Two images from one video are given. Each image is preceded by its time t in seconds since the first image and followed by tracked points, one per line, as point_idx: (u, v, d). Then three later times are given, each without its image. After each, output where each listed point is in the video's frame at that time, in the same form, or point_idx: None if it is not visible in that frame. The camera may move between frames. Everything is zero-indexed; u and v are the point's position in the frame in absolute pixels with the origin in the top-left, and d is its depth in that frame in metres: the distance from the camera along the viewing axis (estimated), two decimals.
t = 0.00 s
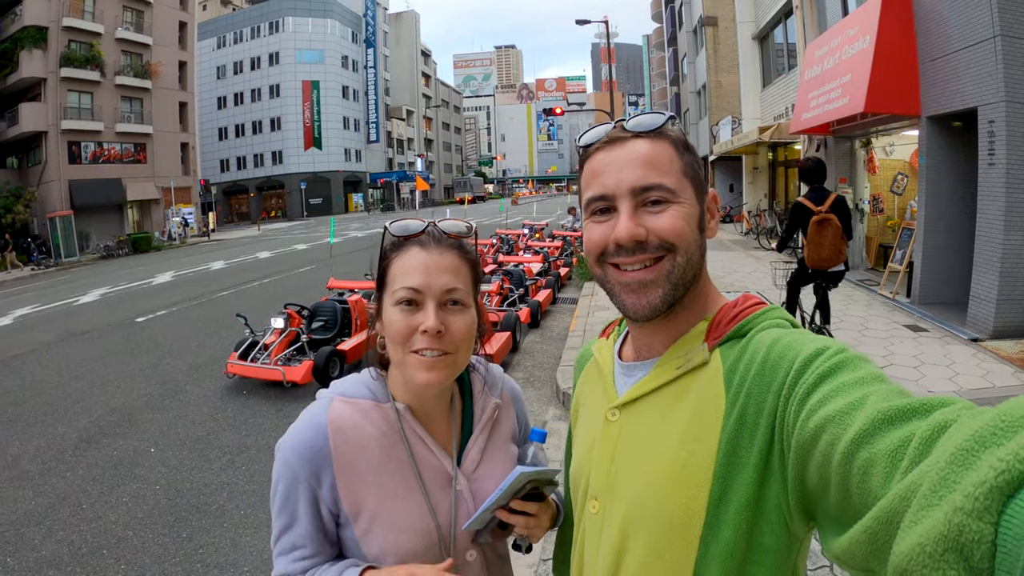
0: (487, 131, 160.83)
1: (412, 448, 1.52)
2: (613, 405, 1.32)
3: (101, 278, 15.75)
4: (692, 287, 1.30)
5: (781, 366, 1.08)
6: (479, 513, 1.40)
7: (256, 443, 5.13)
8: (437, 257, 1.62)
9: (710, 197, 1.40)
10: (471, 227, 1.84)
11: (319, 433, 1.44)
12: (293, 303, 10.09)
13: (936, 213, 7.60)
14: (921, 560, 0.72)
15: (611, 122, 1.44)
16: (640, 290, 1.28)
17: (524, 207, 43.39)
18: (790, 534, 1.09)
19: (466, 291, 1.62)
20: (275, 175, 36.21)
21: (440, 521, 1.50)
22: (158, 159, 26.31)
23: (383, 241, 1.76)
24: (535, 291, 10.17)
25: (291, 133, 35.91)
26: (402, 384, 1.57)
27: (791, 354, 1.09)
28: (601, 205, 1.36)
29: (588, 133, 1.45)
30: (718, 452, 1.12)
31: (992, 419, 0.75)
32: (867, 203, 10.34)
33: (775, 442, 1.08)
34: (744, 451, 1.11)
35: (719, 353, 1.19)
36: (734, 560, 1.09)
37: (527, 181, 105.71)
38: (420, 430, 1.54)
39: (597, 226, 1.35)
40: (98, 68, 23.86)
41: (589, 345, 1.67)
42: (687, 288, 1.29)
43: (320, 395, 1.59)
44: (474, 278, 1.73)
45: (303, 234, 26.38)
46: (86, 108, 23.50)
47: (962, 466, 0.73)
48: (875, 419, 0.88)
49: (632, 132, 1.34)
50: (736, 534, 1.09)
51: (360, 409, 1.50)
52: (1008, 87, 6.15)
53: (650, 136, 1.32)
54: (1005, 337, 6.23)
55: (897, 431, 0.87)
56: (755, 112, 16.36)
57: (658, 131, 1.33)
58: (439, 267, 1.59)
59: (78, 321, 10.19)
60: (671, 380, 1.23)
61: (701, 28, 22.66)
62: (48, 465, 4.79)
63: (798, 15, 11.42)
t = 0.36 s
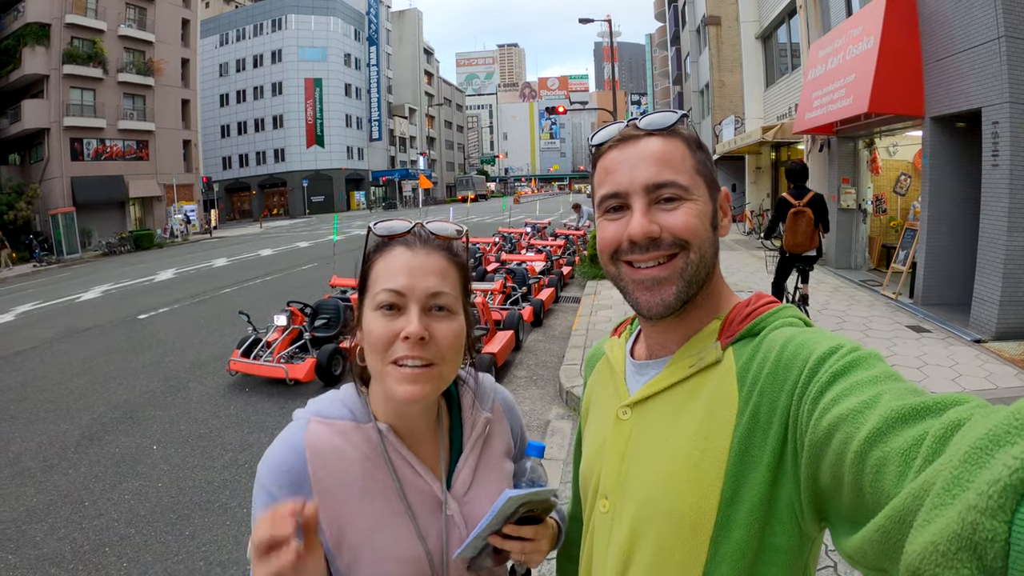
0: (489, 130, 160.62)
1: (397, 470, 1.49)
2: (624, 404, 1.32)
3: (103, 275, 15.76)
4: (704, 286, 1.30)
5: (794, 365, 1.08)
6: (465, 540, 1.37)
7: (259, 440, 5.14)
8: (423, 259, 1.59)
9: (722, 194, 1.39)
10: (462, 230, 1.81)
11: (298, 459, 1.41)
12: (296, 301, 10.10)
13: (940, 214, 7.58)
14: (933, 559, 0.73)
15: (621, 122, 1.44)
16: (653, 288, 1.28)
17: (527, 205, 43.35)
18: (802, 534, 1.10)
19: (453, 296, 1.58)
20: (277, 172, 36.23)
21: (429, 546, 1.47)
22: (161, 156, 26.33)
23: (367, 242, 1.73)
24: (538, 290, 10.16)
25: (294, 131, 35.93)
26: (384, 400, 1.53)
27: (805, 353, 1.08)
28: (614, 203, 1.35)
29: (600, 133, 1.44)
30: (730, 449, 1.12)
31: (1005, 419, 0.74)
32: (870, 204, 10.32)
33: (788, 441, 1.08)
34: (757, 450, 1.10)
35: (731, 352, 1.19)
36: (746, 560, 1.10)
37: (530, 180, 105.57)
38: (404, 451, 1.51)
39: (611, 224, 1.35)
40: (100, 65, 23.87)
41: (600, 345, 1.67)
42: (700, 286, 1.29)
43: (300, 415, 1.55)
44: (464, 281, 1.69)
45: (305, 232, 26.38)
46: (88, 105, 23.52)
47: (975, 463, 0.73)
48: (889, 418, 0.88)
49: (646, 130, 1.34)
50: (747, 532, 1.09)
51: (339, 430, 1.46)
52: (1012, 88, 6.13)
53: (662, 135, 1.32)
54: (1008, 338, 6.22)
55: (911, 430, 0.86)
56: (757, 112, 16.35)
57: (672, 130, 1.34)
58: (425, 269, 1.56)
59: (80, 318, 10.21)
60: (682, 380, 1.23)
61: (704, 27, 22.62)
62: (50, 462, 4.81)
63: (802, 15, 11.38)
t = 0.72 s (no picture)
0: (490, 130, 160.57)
1: (388, 484, 1.48)
2: (626, 402, 1.31)
3: (104, 274, 15.76)
4: (708, 285, 1.29)
5: (798, 365, 1.08)
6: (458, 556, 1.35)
7: (260, 439, 5.15)
8: (415, 263, 1.58)
9: (724, 193, 1.39)
10: (452, 234, 1.82)
11: (282, 479, 1.39)
12: (296, 300, 10.10)
13: (940, 215, 7.58)
14: (937, 560, 0.73)
15: (624, 120, 1.44)
16: (656, 287, 1.28)
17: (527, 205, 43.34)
18: (806, 534, 1.09)
19: (445, 302, 1.58)
20: (278, 172, 36.23)
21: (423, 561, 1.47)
22: (162, 156, 26.36)
23: (358, 246, 1.72)
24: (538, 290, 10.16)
25: (295, 131, 35.97)
26: (374, 412, 1.52)
27: (809, 351, 1.08)
28: (616, 201, 1.35)
29: (602, 132, 1.44)
30: (733, 449, 1.12)
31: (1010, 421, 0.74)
32: (871, 205, 10.37)
33: (791, 440, 1.08)
34: (760, 449, 1.10)
35: (735, 351, 1.19)
36: (748, 560, 1.10)
37: (531, 180, 105.50)
38: (396, 464, 1.50)
39: (613, 223, 1.35)
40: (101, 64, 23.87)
41: (601, 343, 1.66)
42: (703, 284, 1.29)
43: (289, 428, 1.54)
44: (456, 285, 1.68)
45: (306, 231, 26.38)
46: (89, 104, 23.54)
47: (982, 464, 0.73)
48: (895, 416, 0.87)
49: (648, 129, 1.34)
50: (750, 531, 1.09)
51: (328, 444, 1.44)
52: (1013, 89, 6.12)
53: (665, 133, 1.32)
54: (1009, 339, 6.21)
55: (918, 429, 0.86)
56: (758, 112, 16.35)
57: (673, 128, 1.34)
58: (415, 274, 1.55)
59: (80, 317, 10.21)
60: (684, 380, 1.22)
61: (705, 27, 22.61)
62: (51, 460, 4.82)
63: (804, 15, 11.38)
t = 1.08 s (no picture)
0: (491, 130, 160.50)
1: (390, 481, 1.48)
2: (624, 403, 1.31)
3: (104, 274, 15.74)
4: (707, 287, 1.29)
5: (797, 366, 1.08)
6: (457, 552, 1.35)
7: (259, 440, 5.14)
8: (428, 263, 1.59)
9: (724, 194, 1.39)
10: (468, 236, 1.81)
11: (286, 471, 1.40)
12: (296, 300, 10.12)
13: (940, 215, 7.57)
14: (933, 563, 0.72)
15: (623, 121, 1.44)
16: (656, 289, 1.28)
17: (528, 206, 43.32)
18: (802, 537, 1.09)
19: (457, 304, 1.58)
20: (278, 171, 36.23)
21: (424, 558, 1.46)
22: (162, 155, 26.36)
23: (372, 245, 1.73)
24: (538, 290, 10.18)
25: (295, 131, 35.97)
26: (379, 410, 1.52)
27: (809, 352, 1.08)
28: (615, 203, 1.35)
29: (602, 131, 1.45)
30: (731, 450, 1.12)
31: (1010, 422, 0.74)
32: (871, 205, 10.40)
33: (788, 442, 1.08)
34: (758, 452, 1.10)
35: (734, 352, 1.19)
36: (746, 561, 1.10)
37: (531, 180, 105.38)
38: (398, 461, 1.50)
39: (612, 224, 1.34)
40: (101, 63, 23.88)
41: (600, 343, 1.67)
42: (703, 285, 1.29)
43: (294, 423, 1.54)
44: (466, 286, 1.68)
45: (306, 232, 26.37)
46: (89, 103, 23.54)
47: (979, 468, 0.73)
48: (893, 419, 0.87)
49: (647, 130, 1.33)
50: (748, 533, 1.09)
51: (332, 438, 1.45)
52: (1013, 89, 6.12)
53: (662, 135, 1.32)
54: (1009, 340, 6.21)
55: (917, 432, 0.86)
56: (758, 113, 16.34)
57: (674, 128, 1.34)
58: (425, 274, 1.55)
59: (80, 317, 10.21)
60: (682, 380, 1.22)
61: (705, 28, 22.62)
62: (50, 460, 4.81)
63: (804, 16, 11.38)
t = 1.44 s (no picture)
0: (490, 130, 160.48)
1: (399, 473, 1.48)
2: (623, 403, 1.31)
3: (103, 275, 15.73)
4: (710, 286, 1.30)
5: (797, 369, 1.08)
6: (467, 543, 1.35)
7: (258, 440, 5.14)
8: (436, 263, 1.59)
9: (726, 195, 1.39)
10: (474, 235, 1.81)
11: (297, 464, 1.39)
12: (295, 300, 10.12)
13: (940, 214, 7.58)
14: (930, 568, 0.72)
15: (626, 120, 1.44)
16: (657, 290, 1.27)
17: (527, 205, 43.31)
18: (797, 539, 1.09)
19: (461, 303, 1.57)
20: (278, 172, 36.23)
21: (434, 549, 1.46)
22: (161, 156, 26.33)
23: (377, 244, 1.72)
24: (538, 290, 10.18)
25: (295, 131, 35.95)
26: (387, 404, 1.52)
27: (808, 356, 1.08)
28: (616, 203, 1.35)
29: (605, 130, 1.44)
30: (728, 453, 1.12)
31: (1009, 431, 0.73)
32: (870, 205, 10.40)
33: (787, 446, 1.08)
34: (756, 454, 1.10)
35: (732, 355, 1.19)
36: (743, 563, 1.10)
37: (530, 180, 105.32)
38: (407, 453, 1.50)
39: (614, 224, 1.34)
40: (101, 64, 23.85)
41: (599, 343, 1.67)
42: (705, 286, 1.29)
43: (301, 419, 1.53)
44: (469, 284, 1.68)
45: (306, 232, 26.36)
46: (89, 104, 23.53)
47: (977, 473, 0.73)
48: (891, 425, 0.87)
49: (649, 129, 1.33)
50: (744, 534, 1.09)
51: (341, 433, 1.44)
52: (1012, 89, 6.12)
53: (665, 134, 1.32)
54: (1009, 339, 6.20)
55: (916, 437, 0.86)
56: (758, 113, 16.34)
57: (675, 128, 1.33)
58: (429, 272, 1.55)
59: (79, 317, 10.20)
60: (682, 381, 1.22)
61: (705, 28, 22.62)
62: (49, 461, 4.81)
63: (803, 15, 11.39)
